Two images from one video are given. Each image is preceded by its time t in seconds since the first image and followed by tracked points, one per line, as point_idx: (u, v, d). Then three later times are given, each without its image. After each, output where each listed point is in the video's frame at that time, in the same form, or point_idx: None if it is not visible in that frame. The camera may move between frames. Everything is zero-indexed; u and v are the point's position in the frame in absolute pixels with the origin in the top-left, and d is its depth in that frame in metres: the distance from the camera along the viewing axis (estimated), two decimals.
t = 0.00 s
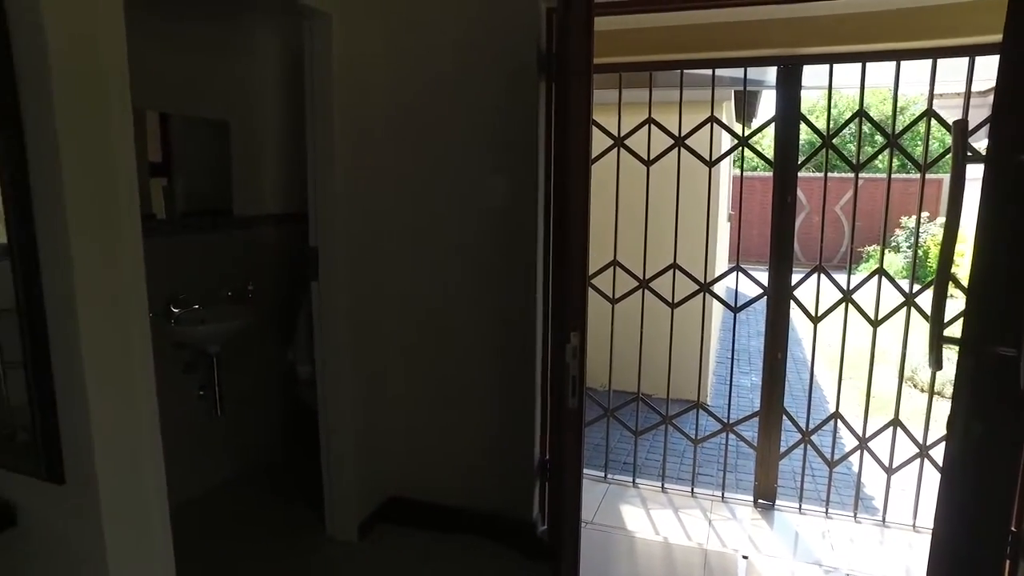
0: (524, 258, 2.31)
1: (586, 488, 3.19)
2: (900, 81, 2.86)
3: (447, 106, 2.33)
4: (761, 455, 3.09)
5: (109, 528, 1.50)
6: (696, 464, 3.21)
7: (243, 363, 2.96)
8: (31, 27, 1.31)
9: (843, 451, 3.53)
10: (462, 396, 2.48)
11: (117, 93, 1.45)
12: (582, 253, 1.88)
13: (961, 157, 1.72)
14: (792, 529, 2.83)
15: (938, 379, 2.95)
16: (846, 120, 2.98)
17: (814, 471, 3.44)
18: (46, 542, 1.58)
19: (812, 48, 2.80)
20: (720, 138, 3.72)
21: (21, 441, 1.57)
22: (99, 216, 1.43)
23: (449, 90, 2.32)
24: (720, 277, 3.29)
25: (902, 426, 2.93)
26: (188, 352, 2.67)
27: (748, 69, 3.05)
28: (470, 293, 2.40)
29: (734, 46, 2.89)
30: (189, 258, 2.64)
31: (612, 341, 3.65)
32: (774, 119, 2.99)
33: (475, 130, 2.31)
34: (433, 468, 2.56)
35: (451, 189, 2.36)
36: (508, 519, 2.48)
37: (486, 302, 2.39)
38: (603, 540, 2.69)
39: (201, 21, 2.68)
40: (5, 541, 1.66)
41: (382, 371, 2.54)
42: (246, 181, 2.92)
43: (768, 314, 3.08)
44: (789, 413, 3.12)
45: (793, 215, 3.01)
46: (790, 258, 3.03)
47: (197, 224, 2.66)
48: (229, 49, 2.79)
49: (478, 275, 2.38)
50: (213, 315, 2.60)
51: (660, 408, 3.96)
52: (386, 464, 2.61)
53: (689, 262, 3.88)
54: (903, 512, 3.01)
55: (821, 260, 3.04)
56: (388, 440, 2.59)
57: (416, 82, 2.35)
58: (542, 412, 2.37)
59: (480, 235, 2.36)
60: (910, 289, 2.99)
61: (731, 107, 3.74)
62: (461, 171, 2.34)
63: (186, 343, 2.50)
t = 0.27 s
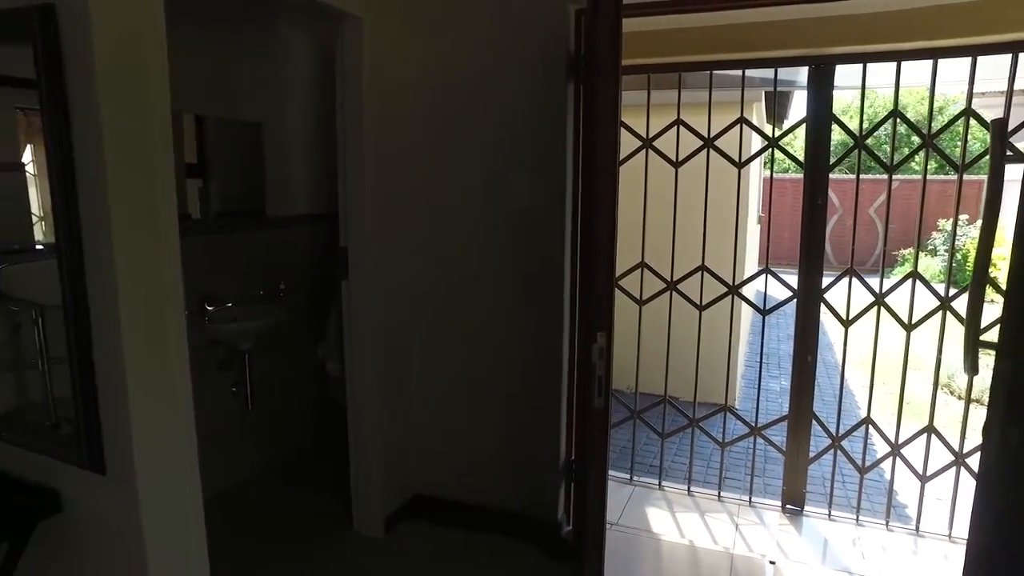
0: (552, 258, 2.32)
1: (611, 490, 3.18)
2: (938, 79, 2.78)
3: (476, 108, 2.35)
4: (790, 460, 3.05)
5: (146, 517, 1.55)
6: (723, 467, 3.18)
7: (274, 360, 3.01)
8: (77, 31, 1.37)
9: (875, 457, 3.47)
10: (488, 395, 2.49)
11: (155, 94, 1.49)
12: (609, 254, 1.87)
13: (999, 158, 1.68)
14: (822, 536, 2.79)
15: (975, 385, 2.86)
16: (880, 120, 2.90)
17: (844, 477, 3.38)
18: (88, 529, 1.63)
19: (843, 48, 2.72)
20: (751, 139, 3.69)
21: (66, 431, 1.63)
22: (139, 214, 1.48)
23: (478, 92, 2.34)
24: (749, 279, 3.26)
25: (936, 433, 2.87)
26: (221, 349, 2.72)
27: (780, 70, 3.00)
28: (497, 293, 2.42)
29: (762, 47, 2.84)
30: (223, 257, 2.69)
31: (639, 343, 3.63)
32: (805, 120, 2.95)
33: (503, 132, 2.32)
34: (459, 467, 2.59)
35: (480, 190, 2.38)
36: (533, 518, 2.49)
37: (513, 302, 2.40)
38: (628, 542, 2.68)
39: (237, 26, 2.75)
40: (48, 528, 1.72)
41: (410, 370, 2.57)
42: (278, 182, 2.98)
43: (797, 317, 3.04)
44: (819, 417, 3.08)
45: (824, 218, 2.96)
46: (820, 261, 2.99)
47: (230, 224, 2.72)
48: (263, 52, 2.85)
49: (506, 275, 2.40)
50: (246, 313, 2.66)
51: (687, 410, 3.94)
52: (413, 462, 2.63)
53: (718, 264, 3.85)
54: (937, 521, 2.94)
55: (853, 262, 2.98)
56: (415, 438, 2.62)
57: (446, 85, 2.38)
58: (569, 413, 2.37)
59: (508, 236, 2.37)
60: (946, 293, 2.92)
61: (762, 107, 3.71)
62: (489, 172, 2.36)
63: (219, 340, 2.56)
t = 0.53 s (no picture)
0: (577, 261, 2.33)
1: (634, 493, 3.18)
2: (972, 79, 2.72)
3: (502, 111, 2.37)
4: (817, 466, 3.02)
5: (177, 511, 1.59)
6: (748, 472, 3.15)
7: (301, 359, 3.06)
8: (118, 39, 1.41)
9: (905, 464, 3.41)
10: (512, 396, 2.51)
11: (187, 96, 1.53)
12: (632, 255, 1.87)
13: None
14: (849, 544, 2.75)
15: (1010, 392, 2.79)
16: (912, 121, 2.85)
17: (873, 485, 3.33)
18: (122, 521, 1.68)
19: (876, 48, 2.67)
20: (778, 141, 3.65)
21: (102, 426, 1.68)
22: (173, 217, 1.52)
23: (504, 95, 2.36)
24: (775, 282, 3.23)
25: (970, 441, 2.81)
26: (250, 348, 2.77)
27: (809, 71, 2.97)
28: (521, 294, 2.44)
29: (791, 48, 2.80)
30: (253, 257, 2.75)
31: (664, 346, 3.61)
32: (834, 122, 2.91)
33: (529, 135, 2.34)
34: (482, 467, 2.60)
35: (505, 193, 2.40)
36: (556, 520, 2.50)
37: (537, 304, 2.42)
38: (651, 545, 2.68)
39: (267, 31, 2.80)
40: (84, 519, 1.77)
41: (434, 370, 2.59)
42: (307, 184, 3.03)
43: (825, 321, 3.01)
44: (847, 423, 3.04)
45: (853, 220, 2.92)
46: (848, 264, 2.95)
47: (260, 225, 2.77)
48: (293, 57, 2.90)
49: (530, 277, 2.41)
50: (274, 312, 2.70)
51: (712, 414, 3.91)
52: (436, 461, 2.66)
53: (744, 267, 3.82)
54: (970, 531, 2.88)
55: (882, 265, 2.92)
56: (439, 437, 2.64)
57: (472, 88, 2.40)
58: (592, 415, 2.37)
59: (532, 237, 2.39)
60: (980, 298, 2.86)
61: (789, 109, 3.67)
62: (515, 174, 2.38)
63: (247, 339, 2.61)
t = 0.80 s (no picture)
0: (597, 264, 2.33)
1: (653, 497, 3.17)
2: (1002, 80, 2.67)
3: (523, 114, 2.38)
4: (839, 473, 2.99)
5: (203, 506, 1.62)
6: (769, 477, 3.13)
7: (324, 359, 3.10)
8: (151, 45, 1.45)
9: (931, 472, 3.36)
10: (531, 398, 2.52)
11: (215, 101, 1.57)
12: (652, 258, 1.87)
13: None
14: (872, 552, 2.72)
15: None
16: (939, 123, 2.80)
17: (898, 493, 3.28)
18: (149, 516, 1.72)
19: (901, 49, 2.64)
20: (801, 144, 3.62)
21: (131, 422, 1.72)
22: (201, 219, 1.55)
23: (526, 99, 2.37)
24: (798, 286, 3.20)
25: (998, 449, 2.76)
26: (273, 347, 2.81)
27: (833, 73, 2.94)
28: (541, 297, 2.45)
29: (814, 49, 2.78)
30: (277, 258, 2.79)
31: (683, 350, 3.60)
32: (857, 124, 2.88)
33: (551, 138, 2.35)
34: (502, 468, 2.62)
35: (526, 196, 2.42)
36: (574, 522, 2.50)
37: (557, 306, 2.43)
38: (670, 550, 2.67)
39: (293, 36, 2.85)
40: (113, 513, 1.81)
41: (454, 371, 2.61)
42: (330, 187, 3.07)
43: (848, 326, 2.97)
44: (871, 430, 3.00)
45: (877, 224, 2.89)
46: (872, 269, 2.91)
47: (284, 227, 2.81)
48: (318, 61, 2.94)
49: (550, 280, 2.42)
50: (297, 313, 2.74)
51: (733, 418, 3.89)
52: (456, 461, 2.68)
53: (766, 271, 3.79)
54: (998, 542, 2.82)
55: (907, 269, 2.89)
56: (459, 437, 2.66)
57: (494, 91, 2.42)
58: (611, 417, 2.37)
59: (553, 240, 2.40)
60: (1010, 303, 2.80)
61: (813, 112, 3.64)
62: (535, 178, 2.40)
63: (271, 339, 2.65)
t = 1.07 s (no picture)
0: (619, 267, 2.33)
1: (674, 501, 3.15)
2: None
3: (547, 118, 2.40)
4: (864, 480, 2.95)
5: (229, 502, 1.65)
6: (792, 483, 3.10)
7: (347, 359, 3.13)
8: (184, 52, 1.49)
9: (960, 481, 3.30)
10: (553, 400, 2.53)
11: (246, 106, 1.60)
12: (675, 262, 1.87)
13: None
14: (899, 561, 2.68)
15: None
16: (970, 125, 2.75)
17: (926, 501, 3.22)
18: (178, 511, 1.76)
19: (930, 50, 2.61)
20: (826, 146, 3.58)
21: (160, 419, 1.76)
22: (231, 221, 1.59)
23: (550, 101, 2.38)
24: (823, 290, 3.16)
25: None
26: (298, 348, 2.85)
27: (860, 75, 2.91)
28: (563, 300, 2.46)
29: (840, 51, 2.76)
30: (302, 260, 2.83)
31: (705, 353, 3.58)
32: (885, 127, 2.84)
33: (573, 141, 2.36)
34: (522, 470, 2.63)
35: (549, 198, 2.43)
36: (595, 525, 2.50)
37: (578, 309, 2.43)
38: (691, 554, 2.66)
39: (319, 41, 2.89)
40: (142, 508, 1.86)
41: (476, 373, 2.63)
42: (355, 189, 3.11)
43: (874, 331, 2.93)
44: (898, 437, 2.95)
45: (905, 228, 2.84)
46: (899, 273, 2.87)
47: (310, 229, 2.85)
48: (343, 66, 2.98)
49: (572, 283, 2.43)
50: (321, 314, 2.78)
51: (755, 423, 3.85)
52: (476, 462, 2.70)
53: (790, 275, 3.75)
54: None
55: (935, 273, 2.85)
56: (480, 439, 2.68)
57: (517, 95, 2.44)
58: (633, 421, 2.37)
59: (575, 243, 2.41)
60: None
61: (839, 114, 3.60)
62: (558, 181, 2.41)
63: (296, 339, 2.69)
